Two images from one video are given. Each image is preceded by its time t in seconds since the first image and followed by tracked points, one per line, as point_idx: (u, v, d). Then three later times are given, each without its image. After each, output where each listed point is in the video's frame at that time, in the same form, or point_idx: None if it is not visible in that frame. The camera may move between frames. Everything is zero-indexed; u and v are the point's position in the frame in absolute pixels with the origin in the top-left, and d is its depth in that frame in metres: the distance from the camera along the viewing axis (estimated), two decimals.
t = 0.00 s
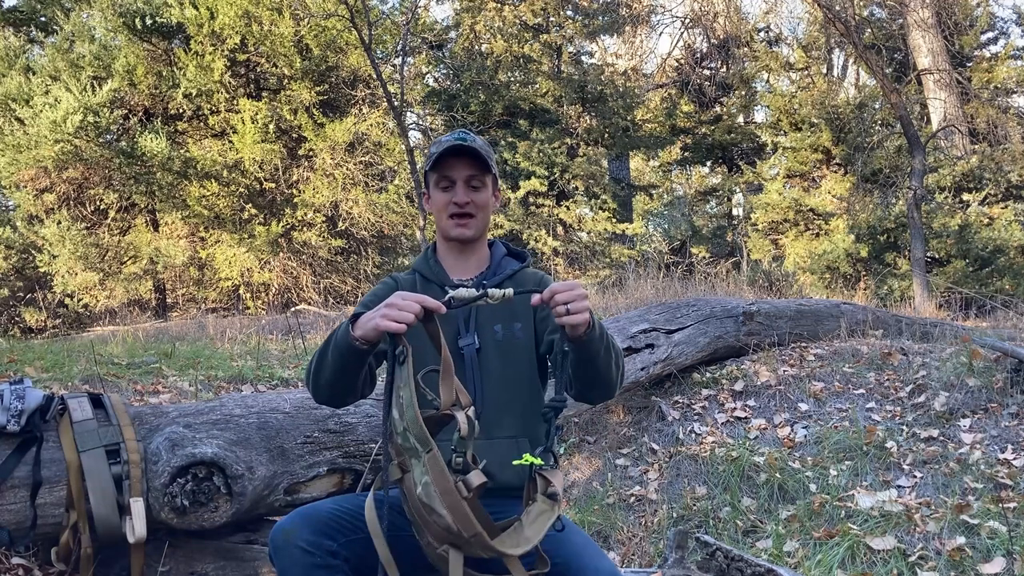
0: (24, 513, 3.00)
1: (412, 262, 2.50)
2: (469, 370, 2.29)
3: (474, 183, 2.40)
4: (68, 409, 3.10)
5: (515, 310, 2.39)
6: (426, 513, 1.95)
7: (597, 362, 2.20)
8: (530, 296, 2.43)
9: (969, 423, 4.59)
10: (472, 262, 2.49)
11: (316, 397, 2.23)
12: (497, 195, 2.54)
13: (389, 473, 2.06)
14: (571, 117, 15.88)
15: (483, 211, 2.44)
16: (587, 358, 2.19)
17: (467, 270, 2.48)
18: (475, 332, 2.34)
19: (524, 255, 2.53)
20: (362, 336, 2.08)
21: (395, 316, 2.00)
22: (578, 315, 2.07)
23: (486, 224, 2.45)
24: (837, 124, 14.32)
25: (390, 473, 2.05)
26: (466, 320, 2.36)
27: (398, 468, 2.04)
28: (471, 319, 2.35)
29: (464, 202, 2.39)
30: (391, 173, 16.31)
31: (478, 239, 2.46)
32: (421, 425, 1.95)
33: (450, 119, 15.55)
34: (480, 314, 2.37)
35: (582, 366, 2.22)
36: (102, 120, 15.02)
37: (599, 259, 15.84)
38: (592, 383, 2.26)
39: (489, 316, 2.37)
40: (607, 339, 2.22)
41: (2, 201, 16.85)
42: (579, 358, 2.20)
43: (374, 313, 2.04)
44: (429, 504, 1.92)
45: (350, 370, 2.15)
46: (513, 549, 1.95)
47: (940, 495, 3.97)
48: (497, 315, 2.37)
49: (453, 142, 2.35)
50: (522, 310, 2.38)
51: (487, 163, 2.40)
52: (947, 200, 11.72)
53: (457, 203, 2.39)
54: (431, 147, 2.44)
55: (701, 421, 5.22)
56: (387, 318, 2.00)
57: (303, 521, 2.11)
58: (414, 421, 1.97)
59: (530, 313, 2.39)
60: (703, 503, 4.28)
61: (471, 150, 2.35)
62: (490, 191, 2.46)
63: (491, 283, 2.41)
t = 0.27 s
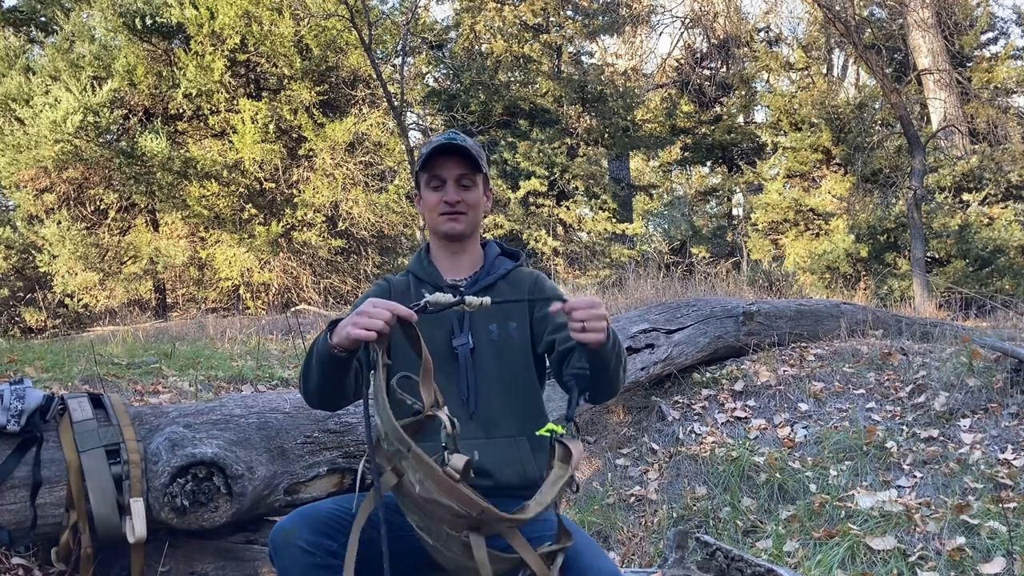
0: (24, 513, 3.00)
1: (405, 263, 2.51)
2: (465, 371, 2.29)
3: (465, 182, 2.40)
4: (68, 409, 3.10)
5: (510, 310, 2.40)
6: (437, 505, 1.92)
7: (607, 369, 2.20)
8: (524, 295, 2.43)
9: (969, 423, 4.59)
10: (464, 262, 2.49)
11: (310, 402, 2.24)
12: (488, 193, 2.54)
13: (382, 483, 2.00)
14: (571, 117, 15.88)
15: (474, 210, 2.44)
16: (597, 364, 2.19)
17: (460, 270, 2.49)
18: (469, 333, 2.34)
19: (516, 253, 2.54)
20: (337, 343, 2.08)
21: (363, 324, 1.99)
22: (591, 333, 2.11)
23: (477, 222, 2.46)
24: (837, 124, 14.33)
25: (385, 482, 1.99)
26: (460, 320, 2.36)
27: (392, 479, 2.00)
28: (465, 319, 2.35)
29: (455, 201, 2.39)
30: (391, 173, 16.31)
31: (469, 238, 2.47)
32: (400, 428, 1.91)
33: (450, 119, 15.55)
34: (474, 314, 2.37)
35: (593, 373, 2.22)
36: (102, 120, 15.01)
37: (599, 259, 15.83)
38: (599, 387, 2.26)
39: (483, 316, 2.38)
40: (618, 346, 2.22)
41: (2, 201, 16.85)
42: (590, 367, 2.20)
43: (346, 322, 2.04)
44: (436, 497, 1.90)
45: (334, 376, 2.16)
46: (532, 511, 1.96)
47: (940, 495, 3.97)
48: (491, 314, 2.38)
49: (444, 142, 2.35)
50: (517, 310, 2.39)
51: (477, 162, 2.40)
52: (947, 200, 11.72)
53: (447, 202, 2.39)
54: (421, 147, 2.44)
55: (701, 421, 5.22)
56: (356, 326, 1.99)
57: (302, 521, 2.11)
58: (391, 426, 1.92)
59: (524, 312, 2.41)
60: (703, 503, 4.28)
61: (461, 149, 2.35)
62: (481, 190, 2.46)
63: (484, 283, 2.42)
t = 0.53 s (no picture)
0: (24, 513, 3.00)
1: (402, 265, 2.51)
2: (463, 370, 2.29)
3: (461, 181, 2.40)
4: (68, 409, 3.11)
5: (505, 306, 2.41)
6: (456, 520, 1.95)
7: (591, 325, 2.31)
8: (518, 291, 2.45)
9: (969, 423, 4.59)
10: (460, 262, 2.48)
11: (323, 410, 2.22)
12: (483, 193, 2.54)
13: (393, 531, 1.96)
14: (571, 117, 15.89)
15: (470, 209, 2.43)
16: (581, 321, 2.31)
17: (456, 270, 2.48)
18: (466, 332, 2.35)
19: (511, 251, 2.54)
20: (358, 367, 2.08)
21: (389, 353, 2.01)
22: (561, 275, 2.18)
23: (474, 222, 2.45)
24: (837, 124, 14.34)
25: (396, 530, 1.96)
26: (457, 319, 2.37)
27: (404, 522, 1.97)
28: (462, 317, 2.36)
29: (451, 200, 2.38)
30: (391, 173, 16.30)
31: (465, 238, 2.46)
32: (391, 469, 1.92)
33: (450, 119, 15.54)
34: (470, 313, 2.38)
35: (577, 330, 2.33)
36: (102, 120, 15.01)
37: (599, 259, 15.81)
38: (587, 350, 2.37)
39: (480, 313, 2.38)
40: (600, 303, 2.33)
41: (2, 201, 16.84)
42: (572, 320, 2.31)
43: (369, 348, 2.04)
44: (449, 514, 1.93)
45: (352, 396, 2.17)
46: (541, 467, 2.01)
47: (940, 495, 3.97)
48: (487, 311, 2.39)
49: (438, 142, 2.35)
50: (512, 306, 2.41)
51: (472, 160, 2.40)
52: (947, 200, 11.72)
53: (444, 202, 2.38)
54: (416, 147, 2.44)
55: (701, 421, 5.22)
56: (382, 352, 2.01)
57: (303, 521, 2.11)
58: (387, 470, 1.92)
59: (519, 307, 2.42)
60: (703, 503, 4.28)
61: (456, 148, 2.36)
62: (477, 189, 2.45)
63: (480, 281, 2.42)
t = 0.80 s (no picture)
0: (24, 513, 3.00)
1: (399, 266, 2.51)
2: (461, 370, 2.29)
3: (458, 181, 2.40)
4: (68, 409, 3.11)
5: (501, 305, 2.41)
6: (484, 532, 1.94)
7: (576, 322, 2.33)
8: (513, 289, 2.45)
9: (969, 423, 4.59)
10: (457, 261, 2.49)
11: (328, 418, 2.19)
12: (479, 192, 2.54)
13: (423, 555, 1.93)
14: (571, 117, 15.90)
15: (467, 209, 2.43)
16: (565, 319, 2.32)
17: (452, 270, 2.48)
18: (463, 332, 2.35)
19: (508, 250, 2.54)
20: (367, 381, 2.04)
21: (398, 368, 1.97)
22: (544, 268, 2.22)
23: (471, 221, 2.46)
24: (837, 124, 14.35)
25: (426, 554, 1.93)
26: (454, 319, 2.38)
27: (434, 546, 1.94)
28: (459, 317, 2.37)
29: (448, 201, 2.39)
30: (391, 173, 16.29)
31: (462, 238, 2.46)
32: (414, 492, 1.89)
33: (450, 119, 15.53)
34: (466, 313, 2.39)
35: (562, 328, 2.35)
36: (102, 120, 15.00)
37: (600, 259, 15.78)
38: (574, 348, 2.39)
39: (475, 312, 2.39)
40: (585, 300, 2.34)
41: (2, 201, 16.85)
42: (556, 318, 2.32)
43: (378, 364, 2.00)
44: (475, 528, 1.92)
45: (359, 407, 2.13)
46: (558, 458, 2.03)
47: (940, 495, 3.97)
48: (483, 310, 2.40)
49: (435, 141, 2.34)
50: (508, 304, 2.41)
51: (469, 159, 2.40)
52: (947, 200, 11.72)
53: (441, 202, 2.38)
54: (413, 147, 2.43)
55: (701, 421, 5.22)
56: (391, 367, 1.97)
57: (303, 521, 2.10)
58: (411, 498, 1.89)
59: (514, 306, 2.42)
60: (703, 503, 4.28)
61: (453, 148, 2.36)
62: (474, 188, 2.45)
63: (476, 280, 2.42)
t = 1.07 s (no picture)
0: (24, 513, 3.00)
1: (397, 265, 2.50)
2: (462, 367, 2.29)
3: (459, 183, 2.41)
4: (68, 409, 3.11)
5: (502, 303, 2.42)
6: (512, 533, 1.93)
7: (578, 320, 2.36)
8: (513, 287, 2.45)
9: (969, 423, 4.59)
10: (456, 261, 2.49)
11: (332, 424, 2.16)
12: (479, 194, 2.54)
13: (453, 561, 1.92)
14: (571, 117, 15.90)
15: (468, 210, 2.44)
16: (567, 317, 2.36)
17: (451, 269, 2.49)
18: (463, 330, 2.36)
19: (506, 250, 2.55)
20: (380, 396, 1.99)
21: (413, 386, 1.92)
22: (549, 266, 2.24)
23: (472, 223, 2.46)
24: (837, 124, 14.35)
25: (455, 560, 1.92)
26: (454, 317, 2.39)
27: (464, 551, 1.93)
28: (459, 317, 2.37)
29: (450, 202, 2.39)
30: (391, 173, 16.27)
31: (462, 239, 2.46)
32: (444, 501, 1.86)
33: (450, 119, 15.52)
34: (465, 312, 2.40)
35: (564, 324, 2.38)
36: (102, 120, 15.00)
37: (600, 259, 15.75)
38: (576, 345, 2.43)
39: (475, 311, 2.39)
40: (587, 297, 2.37)
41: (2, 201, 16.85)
42: (559, 315, 2.35)
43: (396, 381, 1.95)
44: (502, 530, 1.90)
45: (366, 416, 2.09)
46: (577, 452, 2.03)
47: (940, 495, 3.97)
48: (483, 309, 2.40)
49: (437, 143, 2.34)
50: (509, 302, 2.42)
51: (471, 161, 2.40)
52: (947, 200, 11.72)
53: (443, 203, 2.39)
54: (414, 148, 2.43)
55: (701, 421, 5.22)
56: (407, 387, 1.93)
57: (302, 521, 2.10)
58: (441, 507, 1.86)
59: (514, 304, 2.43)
60: (704, 503, 4.28)
61: (455, 150, 2.36)
62: (474, 190, 2.46)
63: (476, 279, 2.43)
